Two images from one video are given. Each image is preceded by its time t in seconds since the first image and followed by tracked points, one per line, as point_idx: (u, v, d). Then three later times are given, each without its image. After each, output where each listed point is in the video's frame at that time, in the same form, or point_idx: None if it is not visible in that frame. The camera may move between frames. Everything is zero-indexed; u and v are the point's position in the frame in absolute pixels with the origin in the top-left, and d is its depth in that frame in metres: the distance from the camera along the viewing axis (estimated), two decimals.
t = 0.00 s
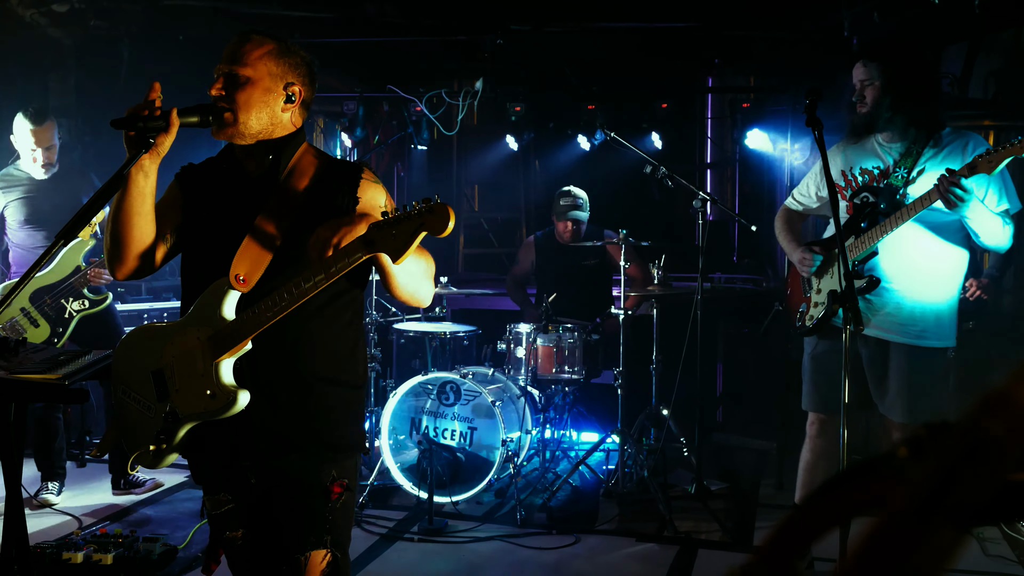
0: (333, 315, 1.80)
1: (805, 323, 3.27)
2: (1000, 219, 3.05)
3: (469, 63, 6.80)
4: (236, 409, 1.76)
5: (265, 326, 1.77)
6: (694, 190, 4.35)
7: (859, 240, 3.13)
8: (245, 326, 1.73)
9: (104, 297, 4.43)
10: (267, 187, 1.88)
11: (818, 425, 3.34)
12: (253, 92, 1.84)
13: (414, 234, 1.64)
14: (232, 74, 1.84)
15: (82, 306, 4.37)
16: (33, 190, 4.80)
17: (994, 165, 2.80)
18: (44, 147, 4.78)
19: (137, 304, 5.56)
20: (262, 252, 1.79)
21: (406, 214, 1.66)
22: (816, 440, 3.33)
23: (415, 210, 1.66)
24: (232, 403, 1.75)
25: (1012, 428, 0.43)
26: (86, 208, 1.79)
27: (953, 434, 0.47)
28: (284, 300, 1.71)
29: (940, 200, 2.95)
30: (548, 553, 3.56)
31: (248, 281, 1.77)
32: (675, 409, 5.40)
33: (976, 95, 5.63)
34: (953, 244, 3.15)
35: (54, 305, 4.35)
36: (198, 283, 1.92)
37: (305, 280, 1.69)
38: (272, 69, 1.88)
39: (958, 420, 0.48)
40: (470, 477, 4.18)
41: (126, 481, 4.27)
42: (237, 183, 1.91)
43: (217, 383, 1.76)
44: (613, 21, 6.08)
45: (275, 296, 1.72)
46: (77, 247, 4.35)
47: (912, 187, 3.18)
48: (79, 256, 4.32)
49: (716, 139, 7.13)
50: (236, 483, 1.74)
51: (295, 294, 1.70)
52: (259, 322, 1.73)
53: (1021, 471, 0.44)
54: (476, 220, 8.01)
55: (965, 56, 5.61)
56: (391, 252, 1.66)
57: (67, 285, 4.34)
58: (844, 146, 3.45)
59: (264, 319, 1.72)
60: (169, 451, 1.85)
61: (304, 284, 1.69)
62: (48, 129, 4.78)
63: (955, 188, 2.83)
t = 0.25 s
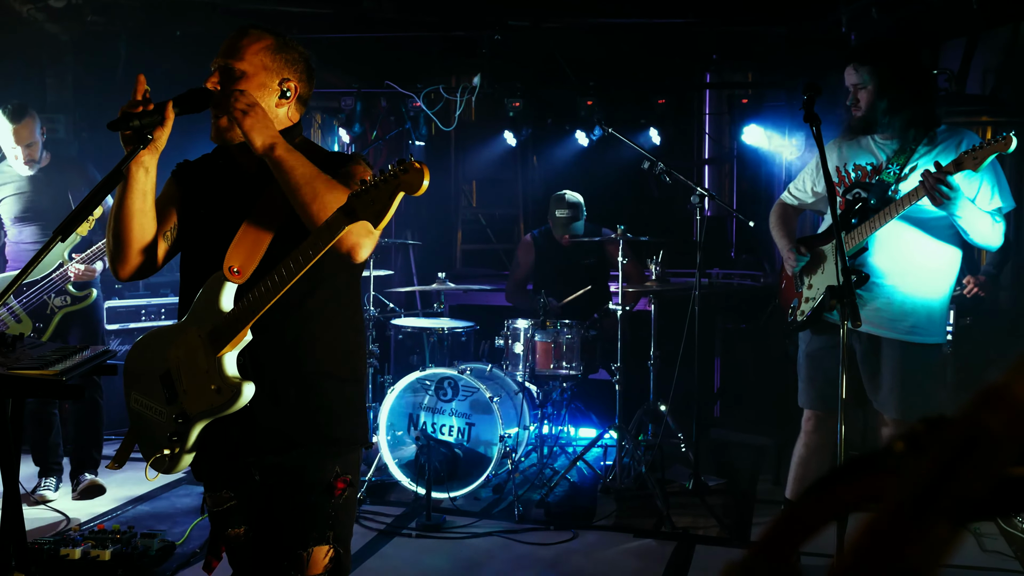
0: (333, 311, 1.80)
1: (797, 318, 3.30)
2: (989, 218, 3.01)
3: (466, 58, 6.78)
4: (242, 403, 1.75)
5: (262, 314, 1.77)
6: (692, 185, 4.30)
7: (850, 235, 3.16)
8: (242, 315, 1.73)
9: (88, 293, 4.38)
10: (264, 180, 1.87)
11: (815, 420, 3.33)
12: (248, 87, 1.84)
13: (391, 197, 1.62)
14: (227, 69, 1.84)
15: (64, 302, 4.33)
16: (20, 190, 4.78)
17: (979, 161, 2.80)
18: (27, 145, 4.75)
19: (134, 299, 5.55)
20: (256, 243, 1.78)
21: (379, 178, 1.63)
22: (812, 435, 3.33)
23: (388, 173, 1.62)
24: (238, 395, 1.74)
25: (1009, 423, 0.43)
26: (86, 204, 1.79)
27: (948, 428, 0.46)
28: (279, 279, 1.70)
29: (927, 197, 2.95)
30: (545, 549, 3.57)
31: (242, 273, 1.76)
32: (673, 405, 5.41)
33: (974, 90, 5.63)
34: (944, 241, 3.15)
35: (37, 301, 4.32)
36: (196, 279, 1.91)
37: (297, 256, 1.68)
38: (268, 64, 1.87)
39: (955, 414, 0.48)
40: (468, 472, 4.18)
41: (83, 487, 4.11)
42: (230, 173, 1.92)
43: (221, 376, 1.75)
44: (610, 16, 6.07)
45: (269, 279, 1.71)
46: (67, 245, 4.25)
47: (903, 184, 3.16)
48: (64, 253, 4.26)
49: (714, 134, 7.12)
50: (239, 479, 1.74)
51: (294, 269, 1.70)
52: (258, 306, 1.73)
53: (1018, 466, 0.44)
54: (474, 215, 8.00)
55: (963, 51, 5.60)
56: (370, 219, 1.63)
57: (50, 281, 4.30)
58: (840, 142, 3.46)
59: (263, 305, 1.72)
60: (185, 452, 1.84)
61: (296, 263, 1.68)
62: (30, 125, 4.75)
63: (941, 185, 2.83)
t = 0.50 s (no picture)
0: (329, 309, 1.79)
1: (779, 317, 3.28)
2: (971, 212, 3.02)
3: (464, 56, 6.77)
4: (234, 401, 1.74)
5: (256, 310, 1.77)
6: (690, 184, 4.27)
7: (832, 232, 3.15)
8: (236, 312, 1.73)
9: (81, 298, 4.31)
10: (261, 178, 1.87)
11: (805, 420, 3.32)
12: (248, 84, 1.84)
13: (373, 192, 1.65)
14: (227, 63, 1.83)
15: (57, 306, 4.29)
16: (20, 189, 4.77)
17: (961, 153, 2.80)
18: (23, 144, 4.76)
19: (132, 298, 5.54)
20: (247, 240, 1.77)
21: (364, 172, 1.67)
22: (802, 435, 3.31)
23: (374, 166, 1.65)
24: (230, 393, 1.74)
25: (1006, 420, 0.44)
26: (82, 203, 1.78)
27: (947, 427, 0.47)
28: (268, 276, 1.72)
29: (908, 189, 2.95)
30: (544, 547, 3.58)
31: (234, 271, 1.76)
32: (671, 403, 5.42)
33: (972, 88, 5.64)
34: (927, 237, 3.17)
35: (31, 303, 4.28)
36: (192, 277, 1.90)
37: (285, 255, 1.71)
38: (270, 62, 1.86)
39: (953, 412, 0.48)
40: (466, 471, 4.18)
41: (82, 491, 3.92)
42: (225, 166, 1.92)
43: (214, 375, 1.75)
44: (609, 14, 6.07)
45: (260, 277, 1.73)
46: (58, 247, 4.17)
47: (883, 179, 3.19)
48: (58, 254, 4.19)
49: (712, 132, 7.12)
50: (237, 478, 1.74)
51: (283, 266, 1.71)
52: (250, 304, 1.73)
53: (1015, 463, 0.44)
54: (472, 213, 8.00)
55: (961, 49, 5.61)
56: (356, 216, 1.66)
57: (44, 284, 4.25)
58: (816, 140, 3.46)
59: (258, 300, 1.72)
60: (180, 449, 1.84)
61: (283, 262, 1.71)
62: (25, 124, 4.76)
63: (923, 177, 2.81)
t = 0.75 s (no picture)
0: (322, 308, 1.78)
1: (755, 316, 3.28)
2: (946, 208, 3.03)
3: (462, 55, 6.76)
4: (219, 399, 1.74)
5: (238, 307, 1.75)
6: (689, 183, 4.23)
7: (807, 231, 3.14)
8: (216, 311, 1.72)
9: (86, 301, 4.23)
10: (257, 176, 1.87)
11: (790, 420, 3.26)
12: (247, 84, 1.84)
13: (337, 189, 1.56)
14: (226, 65, 1.84)
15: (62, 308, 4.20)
16: (28, 186, 4.75)
17: (944, 149, 2.73)
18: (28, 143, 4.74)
19: (129, 297, 5.53)
20: (235, 241, 1.74)
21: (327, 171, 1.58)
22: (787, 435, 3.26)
23: (336, 167, 1.57)
24: (215, 392, 1.74)
25: (1004, 419, 0.44)
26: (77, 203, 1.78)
27: (943, 426, 0.47)
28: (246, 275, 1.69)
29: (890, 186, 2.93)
30: (542, 547, 3.58)
31: (220, 271, 1.75)
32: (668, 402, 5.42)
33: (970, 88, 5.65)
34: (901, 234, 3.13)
35: (36, 304, 4.16)
36: (187, 276, 1.90)
37: (259, 257, 1.66)
38: (269, 61, 1.87)
39: (949, 412, 0.48)
40: (464, 470, 4.18)
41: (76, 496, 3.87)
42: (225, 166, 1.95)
43: (201, 373, 1.74)
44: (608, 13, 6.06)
45: (240, 278, 1.70)
46: (63, 249, 4.05)
47: (857, 178, 3.17)
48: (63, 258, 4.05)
49: (710, 132, 7.13)
50: (231, 478, 1.74)
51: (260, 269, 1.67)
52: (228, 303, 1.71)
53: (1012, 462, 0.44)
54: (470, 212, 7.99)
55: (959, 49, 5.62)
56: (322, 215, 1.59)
57: (49, 286, 4.12)
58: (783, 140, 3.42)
59: (237, 297, 1.70)
60: (172, 448, 1.84)
61: (260, 264, 1.67)
62: (36, 122, 4.75)
63: (905, 173, 2.81)
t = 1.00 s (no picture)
0: (318, 308, 1.78)
1: (737, 318, 3.27)
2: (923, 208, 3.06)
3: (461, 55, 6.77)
4: (214, 399, 1.75)
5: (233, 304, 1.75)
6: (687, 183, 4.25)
7: (790, 232, 3.12)
8: (212, 307, 1.72)
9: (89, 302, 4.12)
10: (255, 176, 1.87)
11: (775, 421, 3.27)
12: (247, 87, 1.84)
13: (329, 184, 1.59)
14: (226, 68, 1.83)
15: (64, 306, 4.10)
16: (42, 182, 4.39)
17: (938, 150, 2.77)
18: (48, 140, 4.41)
19: (128, 297, 5.53)
20: (231, 240, 1.74)
21: (319, 169, 1.63)
22: (773, 434, 3.26)
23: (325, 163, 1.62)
24: (209, 391, 1.74)
25: (1000, 417, 0.43)
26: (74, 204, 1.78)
27: (941, 425, 0.47)
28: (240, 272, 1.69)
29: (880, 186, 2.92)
30: (541, 546, 3.58)
31: (217, 268, 1.75)
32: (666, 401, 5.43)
33: (969, 87, 5.66)
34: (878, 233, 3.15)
35: (39, 300, 4.10)
36: (185, 276, 1.91)
37: (253, 255, 1.66)
38: (268, 62, 1.87)
39: (947, 409, 0.48)
40: (461, 470, 4.18)
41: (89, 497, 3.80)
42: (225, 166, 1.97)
43: (196, 372, 1.75)
44: (608, 13, 6.07)
45: (233, 280, 1.70)
46: (74, 245, 4.09)
47: (838, 179, 3.14)
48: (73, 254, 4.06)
49: (708, 131, 7.14)
50: (226, 477, 1.74)
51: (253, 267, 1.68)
52: (224, 300, 1.71)
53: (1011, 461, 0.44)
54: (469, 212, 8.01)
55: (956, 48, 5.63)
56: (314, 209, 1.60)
57: (56, 282, 4.08)
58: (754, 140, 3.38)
59: (231, 293, 1.70)
60: (168, 447, 1.85)
61: (253, 262, 1.67)
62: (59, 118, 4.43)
63: (895, 173, 2.82)
